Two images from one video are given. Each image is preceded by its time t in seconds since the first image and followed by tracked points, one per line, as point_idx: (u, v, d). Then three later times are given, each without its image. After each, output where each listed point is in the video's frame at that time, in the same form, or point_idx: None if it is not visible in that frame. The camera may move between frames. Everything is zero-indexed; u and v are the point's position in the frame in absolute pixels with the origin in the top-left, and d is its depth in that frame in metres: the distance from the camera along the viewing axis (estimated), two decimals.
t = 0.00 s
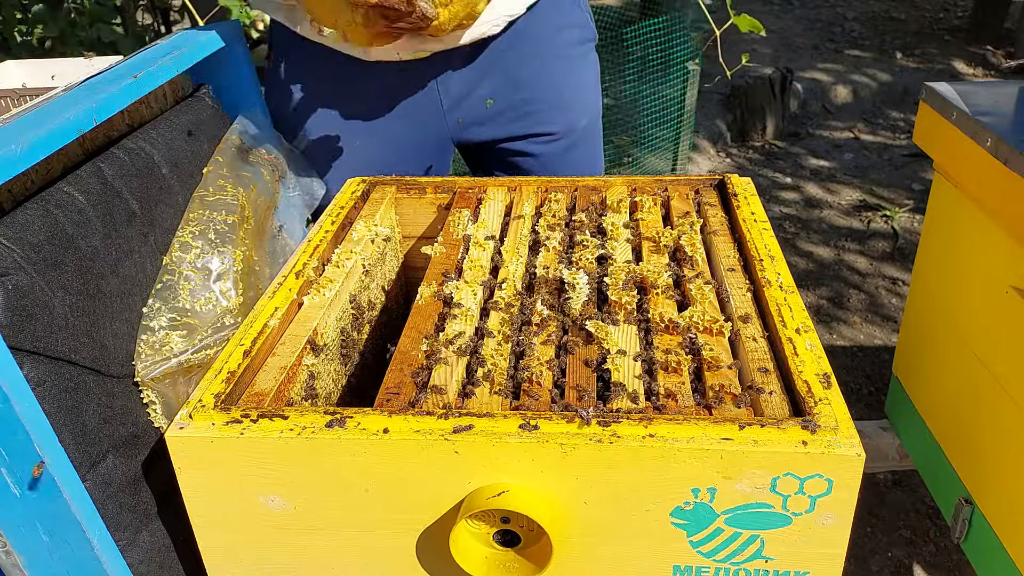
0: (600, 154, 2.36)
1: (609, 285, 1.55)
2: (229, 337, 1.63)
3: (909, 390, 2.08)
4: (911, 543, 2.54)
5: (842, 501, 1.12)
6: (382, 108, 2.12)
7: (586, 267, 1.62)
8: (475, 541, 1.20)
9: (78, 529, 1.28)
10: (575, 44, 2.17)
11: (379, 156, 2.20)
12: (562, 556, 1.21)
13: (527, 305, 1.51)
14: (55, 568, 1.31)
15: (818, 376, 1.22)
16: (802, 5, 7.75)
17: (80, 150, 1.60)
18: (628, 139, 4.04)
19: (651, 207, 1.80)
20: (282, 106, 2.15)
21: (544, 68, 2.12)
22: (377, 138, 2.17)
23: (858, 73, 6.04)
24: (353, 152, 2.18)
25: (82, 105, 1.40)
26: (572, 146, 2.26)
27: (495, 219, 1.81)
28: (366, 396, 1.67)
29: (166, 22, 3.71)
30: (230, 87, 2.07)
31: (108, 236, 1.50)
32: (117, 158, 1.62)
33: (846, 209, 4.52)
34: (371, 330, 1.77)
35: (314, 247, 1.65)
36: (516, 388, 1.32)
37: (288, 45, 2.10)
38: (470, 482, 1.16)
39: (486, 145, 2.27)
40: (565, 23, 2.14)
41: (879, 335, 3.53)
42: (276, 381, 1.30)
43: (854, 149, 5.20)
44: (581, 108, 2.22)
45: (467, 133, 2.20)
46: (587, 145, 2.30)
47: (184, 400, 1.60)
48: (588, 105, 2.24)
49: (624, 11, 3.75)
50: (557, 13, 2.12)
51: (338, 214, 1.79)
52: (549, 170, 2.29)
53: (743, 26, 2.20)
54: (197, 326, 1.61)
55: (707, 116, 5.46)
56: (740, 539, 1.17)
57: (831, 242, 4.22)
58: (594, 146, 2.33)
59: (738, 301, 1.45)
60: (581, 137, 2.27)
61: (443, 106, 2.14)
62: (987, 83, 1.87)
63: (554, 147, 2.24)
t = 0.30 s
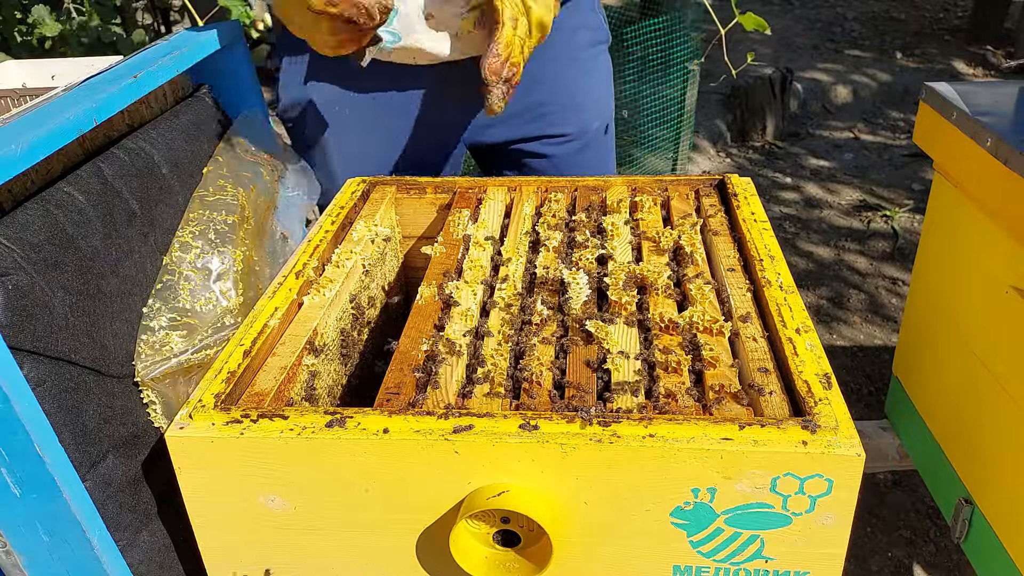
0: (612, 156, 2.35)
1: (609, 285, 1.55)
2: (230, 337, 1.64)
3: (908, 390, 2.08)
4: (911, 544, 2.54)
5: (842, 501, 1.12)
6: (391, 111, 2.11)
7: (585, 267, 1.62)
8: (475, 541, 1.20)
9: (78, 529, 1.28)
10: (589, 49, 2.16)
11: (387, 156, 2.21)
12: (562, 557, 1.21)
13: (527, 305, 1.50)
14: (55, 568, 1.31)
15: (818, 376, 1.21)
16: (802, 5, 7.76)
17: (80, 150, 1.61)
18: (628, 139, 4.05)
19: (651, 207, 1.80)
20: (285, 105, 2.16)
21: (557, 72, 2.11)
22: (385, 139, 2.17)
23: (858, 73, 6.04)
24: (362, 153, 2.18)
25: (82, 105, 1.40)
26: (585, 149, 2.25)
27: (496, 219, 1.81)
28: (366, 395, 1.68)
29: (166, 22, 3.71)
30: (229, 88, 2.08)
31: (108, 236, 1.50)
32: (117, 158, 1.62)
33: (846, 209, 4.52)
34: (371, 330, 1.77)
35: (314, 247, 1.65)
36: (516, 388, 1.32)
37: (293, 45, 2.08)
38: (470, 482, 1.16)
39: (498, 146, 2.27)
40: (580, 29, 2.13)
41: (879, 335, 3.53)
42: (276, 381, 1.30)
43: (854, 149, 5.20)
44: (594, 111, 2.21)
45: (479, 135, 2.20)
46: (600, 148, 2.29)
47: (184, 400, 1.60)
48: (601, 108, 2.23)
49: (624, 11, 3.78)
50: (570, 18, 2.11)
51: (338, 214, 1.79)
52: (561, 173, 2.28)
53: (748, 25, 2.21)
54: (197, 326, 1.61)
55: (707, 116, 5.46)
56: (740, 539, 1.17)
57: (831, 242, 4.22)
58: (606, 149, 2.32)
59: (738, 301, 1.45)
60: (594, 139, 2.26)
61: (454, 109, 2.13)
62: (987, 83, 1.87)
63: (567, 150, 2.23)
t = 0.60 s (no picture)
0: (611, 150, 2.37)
1: (609, 285, 1.55)
2: (229, 337, 1.64)
3: (908, 390, 2.08)
4: (911, 543, 2.54)
5: (842, 501, 1.12)
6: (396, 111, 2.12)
7: (586, 267, 1.61)
8: (475, 541, 1.20)
9: (78, 529, 1.28)
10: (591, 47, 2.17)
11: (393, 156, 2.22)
12: (563, 556, 1.21)
13: (527, 305, 1.50)
14: (55, 568, 1.31)
15: (818, 376, 1.21)
16: (802, 5, 7.76)
17: (80, 150, 1.61)
18: (628, 139, 4.04)
19: (651, 207, 1.80)
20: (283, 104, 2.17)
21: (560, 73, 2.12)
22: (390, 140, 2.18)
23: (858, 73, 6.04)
24: (366, 152, 2.19)
25: (82, 105, 1.39)
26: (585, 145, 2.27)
27: (496, 219, 1.82)
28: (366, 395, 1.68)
29: (167, 22, 3.72)
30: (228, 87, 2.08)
31: (108, 236, 1.50)
32: (117, 158, 1.62)
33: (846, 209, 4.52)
34: (371, 330, 1.77)
35: (314, 247, 1.65)
36: (515, 387, 1.32)
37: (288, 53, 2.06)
38: (470, 482, 1.16)
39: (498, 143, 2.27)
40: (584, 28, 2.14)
41: (879, 335, 3.53)
42: (276, 381, 1.30)
43: (854, 149, 5.20)
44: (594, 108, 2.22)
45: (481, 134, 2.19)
46: (599, 145, 2.30)
47: (184, 400, 1.61)
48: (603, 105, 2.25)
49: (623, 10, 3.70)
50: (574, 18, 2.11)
51: (338, 214, 1.80)
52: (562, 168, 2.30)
53: (749, 24, 2.21)
54: (197, 327, 1.62)
55: (707, 116, 5.46)
56: (740, 539, 1.17)
57: (831, 242, 4.22)
58: (605, 145, 2.33)
59: (738, 301, 1.45)
60: (594, 134, 2.28)
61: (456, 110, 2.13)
62: (987, 83, 1.87)
63: (568, 146, 2.24)
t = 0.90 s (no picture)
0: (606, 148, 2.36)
1: (609, 285, 1.55)
2: (229, 337, 1.64)
3: (909, 390, 2.08)
4: (911, 544, 2.54)
5: (842, 501, 1.12)
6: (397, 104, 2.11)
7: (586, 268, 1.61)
8: (475, 541, 1.20)
9: (78, 529, 1.28)
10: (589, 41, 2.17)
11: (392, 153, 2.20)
12: (563, 557, 1.21)
13: (527, 305, 1.50)
14: (55, 568, 1.31)
15: (818, 376, 1.21)
16: (802, 5, 7.76)
17: (80, 150, 1.61)
18: (628, 139, 4.04)
19: (652, 207, 1.80)
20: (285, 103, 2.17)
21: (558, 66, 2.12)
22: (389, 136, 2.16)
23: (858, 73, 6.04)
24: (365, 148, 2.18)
25: (82, 105, 1.39)
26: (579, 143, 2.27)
27: (496, 219, 1.82)
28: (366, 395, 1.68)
29: (167, 22, 3.72)
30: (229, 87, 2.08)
31: (108, 236, 1.50)
32: (117, 158, 1.62)
33: (846, 209, 4.52)
34: (371, 330, 1.77)
35: (314, 247, 1.65)
36: (515, 387, 1.33)
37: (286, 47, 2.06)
38: (470, 482, 1.16)
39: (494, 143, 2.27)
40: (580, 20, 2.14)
41: (879, 335, 3.53)
42: (276, 381, 1.30)
43: (854, 149, 5.20)
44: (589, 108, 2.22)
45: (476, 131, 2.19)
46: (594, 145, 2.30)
47: (184, 400, 1.61)
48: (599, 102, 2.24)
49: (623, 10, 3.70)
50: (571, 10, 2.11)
51: (338, 215, 1.80)
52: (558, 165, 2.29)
53: (751, 24, 2.21)
54: (197, 326, 1.62)
55: (707, 116, 5.47)
56: (740, 539, 1.17)
57: (831, 242, 4.22)
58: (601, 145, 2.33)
59: (738, 301, 1.45)
60: (590, 132, 2.27)
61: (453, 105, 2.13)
62: (987, 83, 1.87)
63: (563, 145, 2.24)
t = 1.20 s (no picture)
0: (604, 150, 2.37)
1: (609, 285, 1.55)
2: (229, 337, 1.64)
3: (909, 390, 2.08)
4: (911, 543, 2.54)
5: (842, 501, 1.12)
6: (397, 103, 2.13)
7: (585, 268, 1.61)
8: (475, 541, 1.20)
9: (78, 529, 1.28)
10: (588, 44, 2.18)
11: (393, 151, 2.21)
12: (564, 556, 1.21)
13: (527, 305, 1.50)
14: (55, 568, 1.31)
15: (818, 376, 1.21)
16: (802, 5, 7.76)
17: (81, 150, 1.61)
18: (628, 139, 4.04)
19: (652, 207, 1.80)
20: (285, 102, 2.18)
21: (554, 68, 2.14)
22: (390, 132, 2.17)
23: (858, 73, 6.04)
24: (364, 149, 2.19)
25: (82, 105, 1.39)
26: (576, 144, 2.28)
27: (496, 219, 1.82)
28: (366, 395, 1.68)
29: (167, 21, 3.72)
30: (229, 87, 2.09)
31: (108, 236, 1.50)
32: (117, 158, 1.62)
33: (846, 209, 4.51)
34: (371, 330, 1.77)
35: (314, 247, 1.64)
36: (515, 386, 1.33)
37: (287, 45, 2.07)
38: (470, 482, 1.16)
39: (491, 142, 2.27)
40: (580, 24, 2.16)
41: (879, 335, 3.53)
42: (276, 381, 1.30)
43: (854, 149, 5.20)
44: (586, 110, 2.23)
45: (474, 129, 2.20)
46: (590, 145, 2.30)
47: (184, 400, 1.61)
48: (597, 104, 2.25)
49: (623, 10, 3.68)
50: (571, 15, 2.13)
51: (338, 214, 1.79)
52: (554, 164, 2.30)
53: (753, 23, 2.21)
54: (197, 326, 1.62)
55: (707, 116, 5.47)
56: (740, 539, 1.17)
57: (831, 242, 4.22)
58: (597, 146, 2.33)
59: (738, 301, 1.45)
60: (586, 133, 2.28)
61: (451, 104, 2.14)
62: (987, 83, 1.87)
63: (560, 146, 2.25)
